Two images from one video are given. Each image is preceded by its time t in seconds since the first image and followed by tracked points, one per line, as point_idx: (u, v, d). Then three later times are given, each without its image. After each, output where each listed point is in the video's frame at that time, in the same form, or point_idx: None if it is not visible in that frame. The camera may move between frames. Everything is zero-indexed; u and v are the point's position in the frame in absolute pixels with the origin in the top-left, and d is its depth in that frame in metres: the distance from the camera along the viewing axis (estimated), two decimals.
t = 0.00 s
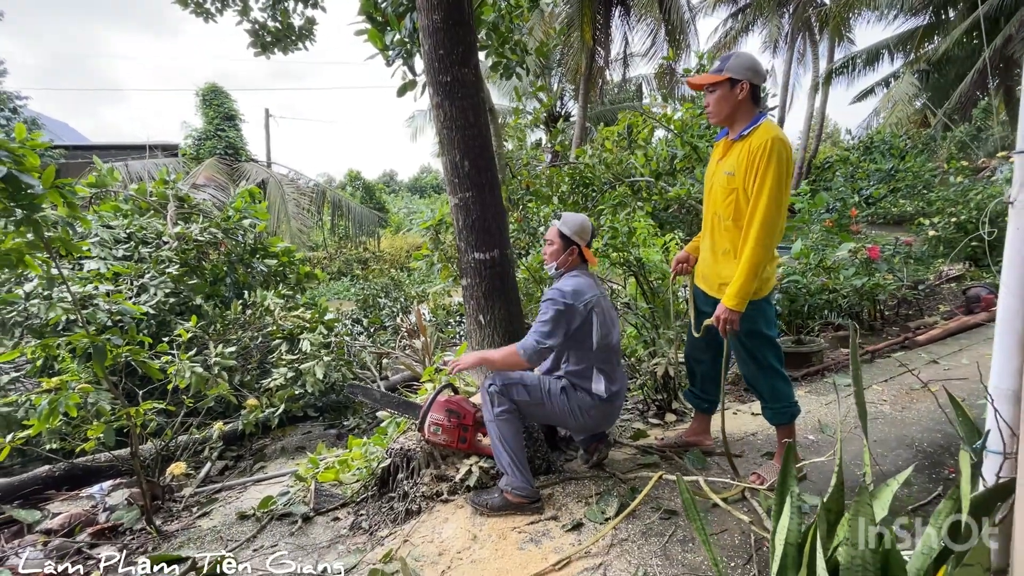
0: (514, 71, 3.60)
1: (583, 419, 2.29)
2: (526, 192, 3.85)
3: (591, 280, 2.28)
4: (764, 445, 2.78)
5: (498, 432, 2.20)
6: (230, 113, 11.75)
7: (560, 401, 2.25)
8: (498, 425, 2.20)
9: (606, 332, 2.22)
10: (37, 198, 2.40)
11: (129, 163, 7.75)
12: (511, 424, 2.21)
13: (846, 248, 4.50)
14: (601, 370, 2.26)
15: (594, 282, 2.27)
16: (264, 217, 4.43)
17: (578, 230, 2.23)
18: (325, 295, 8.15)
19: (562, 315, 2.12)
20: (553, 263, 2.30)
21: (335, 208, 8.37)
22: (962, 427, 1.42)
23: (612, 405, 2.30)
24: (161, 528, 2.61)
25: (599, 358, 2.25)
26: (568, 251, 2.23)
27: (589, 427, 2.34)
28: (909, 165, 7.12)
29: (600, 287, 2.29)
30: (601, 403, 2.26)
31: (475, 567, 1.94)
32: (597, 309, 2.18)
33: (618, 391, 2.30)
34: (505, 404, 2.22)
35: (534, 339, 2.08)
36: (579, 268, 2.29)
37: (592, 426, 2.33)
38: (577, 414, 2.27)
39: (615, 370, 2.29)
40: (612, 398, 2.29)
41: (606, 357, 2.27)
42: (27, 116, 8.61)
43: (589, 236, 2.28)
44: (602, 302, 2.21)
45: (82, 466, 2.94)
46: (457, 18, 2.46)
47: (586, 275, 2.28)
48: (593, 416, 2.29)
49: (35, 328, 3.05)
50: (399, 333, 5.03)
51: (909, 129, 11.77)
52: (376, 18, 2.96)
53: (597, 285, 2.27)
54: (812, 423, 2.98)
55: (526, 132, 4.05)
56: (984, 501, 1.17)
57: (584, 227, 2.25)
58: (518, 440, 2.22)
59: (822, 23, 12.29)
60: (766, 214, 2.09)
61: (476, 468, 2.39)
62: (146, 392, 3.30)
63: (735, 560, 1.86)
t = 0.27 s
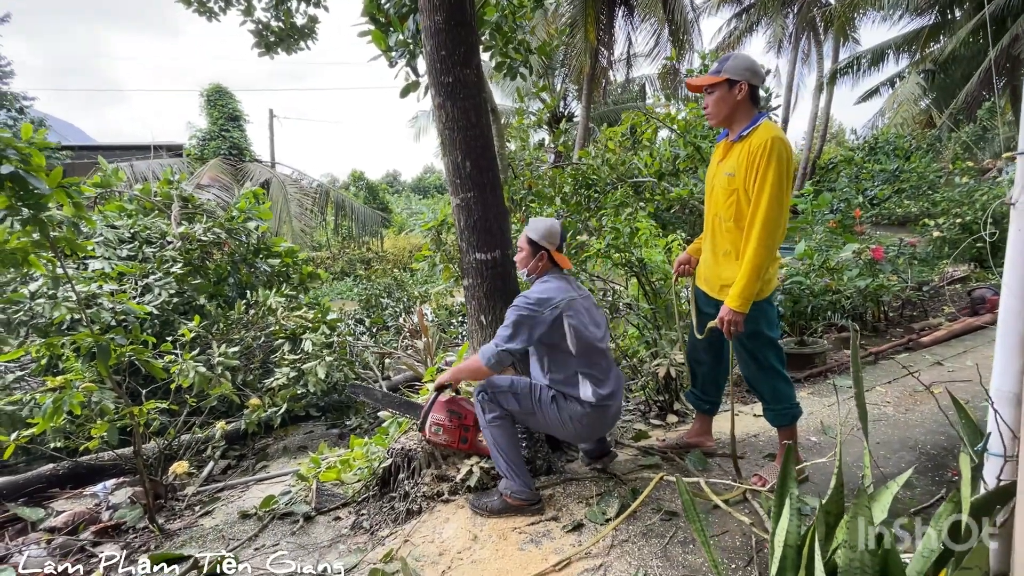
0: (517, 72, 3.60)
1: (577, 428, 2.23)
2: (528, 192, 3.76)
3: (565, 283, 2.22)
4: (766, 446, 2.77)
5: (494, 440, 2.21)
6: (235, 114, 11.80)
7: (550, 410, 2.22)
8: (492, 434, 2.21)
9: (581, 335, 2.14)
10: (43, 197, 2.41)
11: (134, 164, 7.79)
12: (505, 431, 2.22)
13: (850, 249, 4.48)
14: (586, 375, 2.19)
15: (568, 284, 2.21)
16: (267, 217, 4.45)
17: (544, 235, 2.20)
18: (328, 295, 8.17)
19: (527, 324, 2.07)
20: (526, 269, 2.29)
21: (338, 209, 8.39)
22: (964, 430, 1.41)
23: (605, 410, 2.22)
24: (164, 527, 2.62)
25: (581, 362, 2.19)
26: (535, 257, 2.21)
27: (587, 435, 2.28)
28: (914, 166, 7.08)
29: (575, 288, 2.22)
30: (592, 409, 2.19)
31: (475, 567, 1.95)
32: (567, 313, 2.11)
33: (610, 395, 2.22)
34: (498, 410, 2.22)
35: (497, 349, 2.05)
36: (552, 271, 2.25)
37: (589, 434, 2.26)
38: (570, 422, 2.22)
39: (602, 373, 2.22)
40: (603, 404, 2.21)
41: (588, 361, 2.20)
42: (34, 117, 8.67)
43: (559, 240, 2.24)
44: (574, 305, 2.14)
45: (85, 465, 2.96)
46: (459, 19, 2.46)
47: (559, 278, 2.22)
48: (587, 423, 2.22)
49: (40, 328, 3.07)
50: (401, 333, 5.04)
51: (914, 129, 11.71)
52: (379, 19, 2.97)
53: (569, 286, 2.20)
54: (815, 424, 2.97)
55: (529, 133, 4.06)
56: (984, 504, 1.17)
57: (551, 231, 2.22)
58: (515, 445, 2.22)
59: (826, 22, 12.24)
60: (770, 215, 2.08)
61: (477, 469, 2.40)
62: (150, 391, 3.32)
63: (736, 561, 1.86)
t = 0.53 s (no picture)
0: (522, 73, 3.61)
1: (572, 404, 2.10)
2: (533, 193, 3.70)
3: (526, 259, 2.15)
4: (770, 449, 2.76)
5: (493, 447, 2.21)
6: (240, 114, 11.85)
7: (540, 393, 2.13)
8: (492, 439, 2.21)
9: (545, 307, 2.05)
10: (49, 196, 2.43)
11: (140, 163, 7.84)
12: (503, 436, 2.21)
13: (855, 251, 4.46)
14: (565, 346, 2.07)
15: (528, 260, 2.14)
16: (272, 217, 4.47)
17: (503, 218, 2.12)
18: (332, 295, 8.21)
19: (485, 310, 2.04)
20: (488, 255, 2.22)
21: (343, 209, 8.42)
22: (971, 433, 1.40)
23: (595, 379, 2.08)
24: (169, 524, 2.63)
25: (555, 334, 2.09)
26: (494, 241, 2.14)
27: (588, 409, 2.14)
28: (920, 168, 7.06)
29: (539, 263, 2.14)
30: (580, 379, 2.06)
31: (479, 567, 1.95)
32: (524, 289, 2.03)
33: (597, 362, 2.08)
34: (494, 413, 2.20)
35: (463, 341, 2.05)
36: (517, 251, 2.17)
37: (587, 406, 2.12)
38: (563, 399, 2.09)
39: (584, 341, 2.09)
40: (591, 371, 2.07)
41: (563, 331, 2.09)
42: (42, 117, 8.74)
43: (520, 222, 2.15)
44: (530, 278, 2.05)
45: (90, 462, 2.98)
46: (465, 21, 2.47)
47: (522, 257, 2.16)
48: (583, 394, 2.09)
49: (47, 325, 3.09)
50: (405, 332, 5.05)
51: (920, 131, 11.66)
52: (385, 19, 2.98)
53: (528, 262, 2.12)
54: (819, 427, 2.96)
55: (534, 134, 4.07)
56: (992, 508, 1.17)
57: (511, 214, 2.14)
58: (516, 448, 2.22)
59: (832, 24, 12.21)
60: (779, 218, 2.08)
61: (481, 469, 2.41)
62: (156, 389, 3.34)
63: (739, 564, 1.85)
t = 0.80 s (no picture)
0: (535, 76, 3.63)
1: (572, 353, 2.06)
2: (545, 196, 3.78)
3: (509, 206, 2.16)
4: (783, 454, 2.74)
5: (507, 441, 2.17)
6: (257, 116, 12.05)
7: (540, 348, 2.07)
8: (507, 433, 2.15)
9: (528, 251, 2.04)
10: (75, 194, 2.50)
11: (160, 164, 8.00)
12: (518, 429, 2.15)
13: (872, 257, 4.41)
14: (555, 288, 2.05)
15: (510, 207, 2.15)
16: (288, 217, 4.54)
17: (485, 162, 2.15)
18: (345, 295, 8.30)
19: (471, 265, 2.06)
20: (474, 205, 2.25)
21: (356, 210, 8.51)
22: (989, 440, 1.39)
23: (589, 317, 2.04)
24: (185, 517, 2.68)
25: (543, 279, 2.07)
26: (477, 187, 2.17)
27: (590, 353, 2.10)
28: (940, 173, 6.94)
29: (522, 208, 2.15)
30: (574, 319, 2.02)
31: (489, 566, 1.96)
32: (506, 237, 2.03)
33: (589, 299, 2.05)
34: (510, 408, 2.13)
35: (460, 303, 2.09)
36: (501, 199, 2.19)
37: (584, 349, 2.07)
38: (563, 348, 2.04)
39: (573, 281, 2.07)
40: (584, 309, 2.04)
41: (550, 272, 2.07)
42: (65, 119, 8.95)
43: (505, 167, 2.18)
44: (511, 224, 2.05)
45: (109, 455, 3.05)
46: (481, 25, 2.50)
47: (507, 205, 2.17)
48: (582, 335, 2.05)
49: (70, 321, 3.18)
50: (417, 333, 5.09)
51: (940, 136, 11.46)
52: (402, 23, 3.02)
53: (509, 210, 2.13)
54: (833, 434, 2.93)
55: (547, 137, 4.10)
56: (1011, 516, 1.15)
57: (495, 158, 2.17)
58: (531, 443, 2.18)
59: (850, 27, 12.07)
60: (798, 219, 2.07)
61: (492, 468, 2.44)
62: (174, 385, 3.41)
63: (751, 569, 1.84)
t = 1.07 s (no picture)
0: (562, 87, 3.68)
1: (583, 328, 2.07)
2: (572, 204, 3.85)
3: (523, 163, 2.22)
4: (818, 465, 2.68)
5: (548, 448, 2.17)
6: (291, 131, 12.49)
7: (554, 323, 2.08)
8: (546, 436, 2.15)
9: (542, 209, 2.10)
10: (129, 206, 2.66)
11: (201, 178, 8.37)
12: (558, 434, 2.14)
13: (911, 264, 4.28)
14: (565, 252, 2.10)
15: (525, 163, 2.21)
16: (321, 227, 4.68)
17: (498, 118, 2.21)
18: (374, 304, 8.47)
19: (487, 220, 2.08)
20: (486, 161, 2.31)
21: (385, 221, 8.70)
22: None
23: (595, 286, 2.08)
24: (226, 515, 2.79)
25: (553, 243, 2.12)
26: (490, 142, 2.23)
27: (596, 325, 2.10)
28: (984, 177, 6.67)
29: (537, 169, 2.20)
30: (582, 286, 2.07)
31: (519, 570, 1.98)
32: (522, 193, 2.08)
33: (595, 267, 2.11)
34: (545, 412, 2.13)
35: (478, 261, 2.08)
36: (516, 156, 2.24)
37: (591, 319, 2.08)
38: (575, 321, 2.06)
39: (580, 251, 2.12)
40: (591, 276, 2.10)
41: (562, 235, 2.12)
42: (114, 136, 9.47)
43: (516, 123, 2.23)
44: (526, 181, 2.11)
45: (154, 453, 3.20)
46: (510, 39, 2.57)
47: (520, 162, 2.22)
48: (587, 305, 2.07)
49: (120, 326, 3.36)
50: (445, 341, 5.16)
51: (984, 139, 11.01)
52: (432, 38, 3.11)
53: (524, 168, 2.18)
54: (872, 445, 2.84)
55: (572, 146, 4.14)
56: None
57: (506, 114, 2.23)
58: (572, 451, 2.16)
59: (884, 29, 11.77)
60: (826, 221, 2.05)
61: (521, 473, 2.46)
62: (215, 388, 3.55)
63: None
